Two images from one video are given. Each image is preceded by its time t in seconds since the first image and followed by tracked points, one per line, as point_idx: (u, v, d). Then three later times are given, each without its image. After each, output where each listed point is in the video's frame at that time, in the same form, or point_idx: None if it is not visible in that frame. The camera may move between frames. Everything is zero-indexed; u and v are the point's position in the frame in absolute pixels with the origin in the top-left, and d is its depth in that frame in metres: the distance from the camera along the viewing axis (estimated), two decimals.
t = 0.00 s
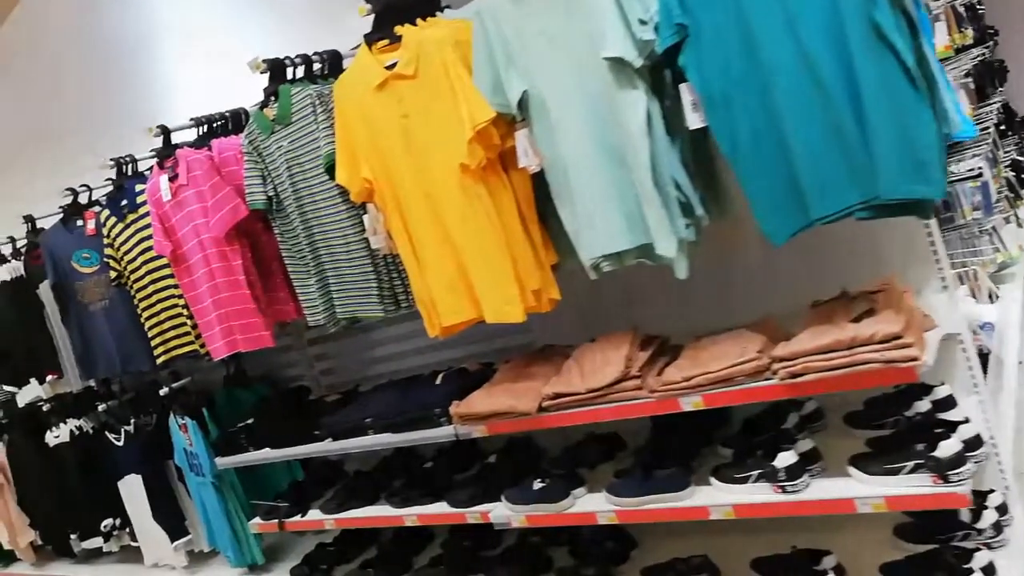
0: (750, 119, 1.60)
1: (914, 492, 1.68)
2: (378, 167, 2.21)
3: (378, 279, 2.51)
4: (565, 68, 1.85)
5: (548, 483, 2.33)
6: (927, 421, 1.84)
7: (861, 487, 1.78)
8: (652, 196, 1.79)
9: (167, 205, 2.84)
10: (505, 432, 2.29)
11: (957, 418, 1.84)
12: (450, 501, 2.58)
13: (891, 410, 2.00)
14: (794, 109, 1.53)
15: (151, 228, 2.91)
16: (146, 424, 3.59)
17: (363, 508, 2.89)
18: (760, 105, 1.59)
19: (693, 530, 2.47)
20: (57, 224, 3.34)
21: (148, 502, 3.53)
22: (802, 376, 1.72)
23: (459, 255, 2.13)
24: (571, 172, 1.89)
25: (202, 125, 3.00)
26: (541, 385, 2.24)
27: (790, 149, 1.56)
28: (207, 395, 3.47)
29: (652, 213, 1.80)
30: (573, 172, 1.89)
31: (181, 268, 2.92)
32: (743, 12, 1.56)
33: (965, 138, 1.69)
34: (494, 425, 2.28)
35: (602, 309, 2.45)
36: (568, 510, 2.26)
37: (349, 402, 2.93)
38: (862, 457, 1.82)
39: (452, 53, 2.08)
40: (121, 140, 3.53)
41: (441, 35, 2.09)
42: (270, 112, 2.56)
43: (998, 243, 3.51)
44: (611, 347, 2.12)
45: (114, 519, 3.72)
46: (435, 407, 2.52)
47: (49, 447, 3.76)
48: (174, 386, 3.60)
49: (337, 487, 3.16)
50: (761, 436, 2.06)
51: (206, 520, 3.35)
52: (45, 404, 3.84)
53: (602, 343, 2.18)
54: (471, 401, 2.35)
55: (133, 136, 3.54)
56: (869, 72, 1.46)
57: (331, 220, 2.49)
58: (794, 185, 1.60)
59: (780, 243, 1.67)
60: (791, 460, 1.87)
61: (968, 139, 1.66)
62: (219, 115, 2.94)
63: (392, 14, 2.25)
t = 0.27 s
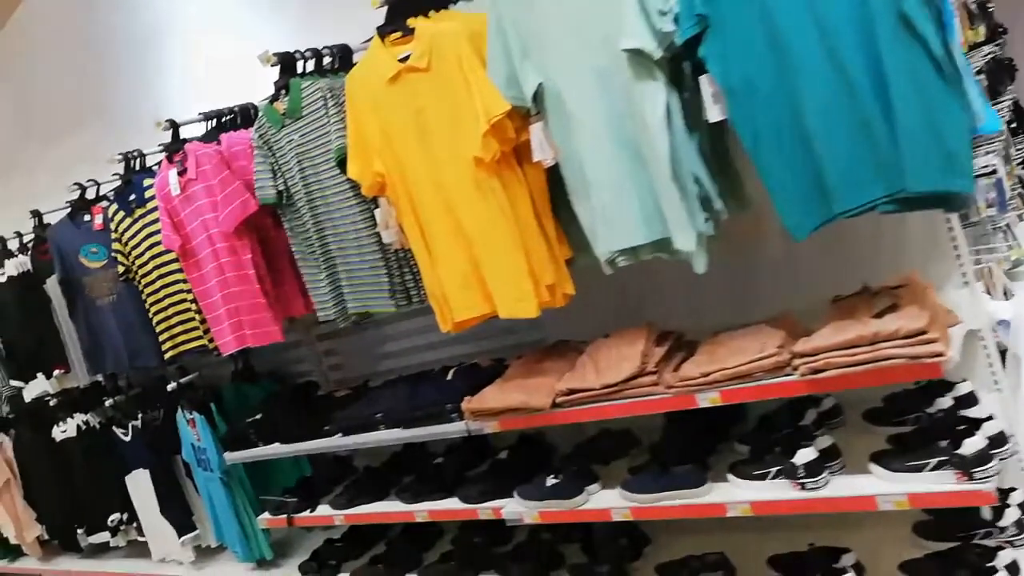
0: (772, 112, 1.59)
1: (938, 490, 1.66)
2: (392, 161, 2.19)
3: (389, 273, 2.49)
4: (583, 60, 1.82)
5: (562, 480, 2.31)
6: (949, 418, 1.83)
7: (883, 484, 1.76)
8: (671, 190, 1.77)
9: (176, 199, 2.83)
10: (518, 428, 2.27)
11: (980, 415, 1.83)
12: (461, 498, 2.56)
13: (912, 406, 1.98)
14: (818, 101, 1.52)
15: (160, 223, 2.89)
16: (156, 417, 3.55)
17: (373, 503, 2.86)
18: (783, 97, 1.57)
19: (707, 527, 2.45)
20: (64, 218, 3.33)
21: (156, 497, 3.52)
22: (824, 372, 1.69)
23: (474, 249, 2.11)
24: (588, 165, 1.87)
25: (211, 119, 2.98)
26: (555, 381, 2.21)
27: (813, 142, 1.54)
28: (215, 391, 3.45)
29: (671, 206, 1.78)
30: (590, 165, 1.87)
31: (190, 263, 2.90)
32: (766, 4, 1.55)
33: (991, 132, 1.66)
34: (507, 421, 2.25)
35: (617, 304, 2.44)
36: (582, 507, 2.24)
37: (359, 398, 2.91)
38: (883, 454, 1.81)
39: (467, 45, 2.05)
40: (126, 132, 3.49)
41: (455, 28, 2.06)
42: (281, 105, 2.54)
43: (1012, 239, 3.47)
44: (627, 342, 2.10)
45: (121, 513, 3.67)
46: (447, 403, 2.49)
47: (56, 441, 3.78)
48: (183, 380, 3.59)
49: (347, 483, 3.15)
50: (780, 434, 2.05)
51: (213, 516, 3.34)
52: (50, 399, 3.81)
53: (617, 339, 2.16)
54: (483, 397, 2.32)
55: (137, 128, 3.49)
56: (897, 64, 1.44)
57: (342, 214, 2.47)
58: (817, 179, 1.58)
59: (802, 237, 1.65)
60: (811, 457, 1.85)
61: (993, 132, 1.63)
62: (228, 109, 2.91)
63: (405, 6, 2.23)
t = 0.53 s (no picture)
0: (781, 105, 1.58)
1: (948, 488, 1.65)
2: (397, 156, 2.18)
3: (392, 269, 2.47)
4: (591, 54, 1.82)
5: (566, 477, 2.29)
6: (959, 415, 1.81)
7: (892, 481, 1.74)
8: (680, 185, 1.76)
9: (179, 195, 2.82)
10: (522, 425, 2.25)
11: (988, 411, 1.84)
12: (464, 495, 2.55)
13: (920, 404, 1.97)
14: (829, 94, 1.52)
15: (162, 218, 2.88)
16: (156, 415, 3.51)
17: (375, 502, 2.84)
18: (793, 91, 1.57)
19: (712, 526, 2.44)
20: (66, 214, 3.32)
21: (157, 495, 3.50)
22: (833, 368, 1.68)
23: (478, 245, 2.10)
24: (595, 160, 1.86)
25: (213, 115, 2.96)
26: (561, 378, 2.20)
27: (824, 135, 1.54)
28: (216, 389, 3.43)
29: (679, 201, 1.77)
30: (597, 160, 1.86)
31: (191, 260, 2.88)
32: None
33: (999, 126, 1.67)
34: (512, 418, 2.24)
35: (623, 301, 2.44)
36: (587, 505, 2.23)
37: (361, 395, 2.89)
38: (892, 451, 1.79)
39: (472, 38, 2.04)
40: (127, 128, 3.47)
41: (461, 22, 2.05)
42: (284, 100, 2.52)
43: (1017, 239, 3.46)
44: (633, 339, 2.08)
45: (122, 512, 3.68)
46: (450, 400, 2.48)
47: (56, 439, 3.77)
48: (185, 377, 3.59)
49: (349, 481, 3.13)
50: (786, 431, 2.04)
51: (214, 514, 3.33)
52: (50, 396, 3.79)
53: (622, 335, 2.14)
54: (487, 394, 2.31)
55: (139, 124, 3.48)
56: (910, 56, 1.45)
57: (345, 210, 2.46)
58: (828, 172, 1.57)
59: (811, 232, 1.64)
60: (819, 454, 1.84)
61: (1003, 125, 1.64)
62: (231, 104, 2.90)
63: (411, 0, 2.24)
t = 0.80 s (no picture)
0: (814, 84, 1.53)
1: (989, 477, 1.60)
2: (409, 145, 2.13)
3: (404, 260, 2.41)
4: (612, 34, 1.75)
5: (588, 472, 2.23)
6: (996, 403, 1.77)
7: (930, 472, 1.69)
8: (707, 169, 1.71)
9: (180, 190, 2.75)
10: (541, 420, 2.20)
11: None
12: (482, 493, 2.49)
13: (953, 392, 1.91)
14: (866, 71, 1.46)
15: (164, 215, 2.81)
16: (159, 417, 3.46)
17: (389, 501, 2.79)
18: (827, 69, 1.51)
19: (736, 520, 2.39)
20: (63, 212, 3.24)
21: (162, 498, 3.44)
22: (869, 356, 1.63)
23: (495, 235, 2.04)
24: (617, 145, 1.80)
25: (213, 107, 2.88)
26: (581, 371, 2.14)
27: (861, 114, 1.49)
28: (221, 388, 3.37)
29: (707, 186, 1.71)
30: (618, 145, 1.80)
31: (195, 257, 2.82)
32: None
33: None
34: (531, 413, 2.18)
35: (643, 291, 2.39)
36: (610, 501, 2.18)
37: (372, 392, 2.84)
38: (928, 440, 1.74)
39: (486, 21, 1.97)
40: (125, 121, 3.40)
41: (474, 4, 1.99)
42: (289, 90, 2.44)
43: None
44: (657, 330, 2.03)
45: (127, 516, 3.65)
46: (467, 395, 2.42)
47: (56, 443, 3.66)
48: (189, 377, 3.53)
49: (360, 481, 3.07)
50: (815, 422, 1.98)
51: (222, 515, 3.26)
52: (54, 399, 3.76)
53: (643, 326, 2.09)
54: (505, 388, 2.25)
55: (136, 118, 3.40)
56: (953, 29, 1.39)
57: (355, 202, 2.40)
58: (865, 152, 1.52)
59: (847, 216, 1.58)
60: (852, 445, 1.79)
61: None
62: (232, 95, 2.83)
63: None
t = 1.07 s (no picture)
0: (838, 74, 1.50)
1: (1016, 471, 1.57)
2: (422, 142, 2.10)
3: (416, 256, 2.40)
4: (629, 26, 1.73)
5: (606, 470, 2.22)
6: None
7: (955, 466, 1.68)
8: (728, 162, 1.68)
9: (189, 190, 2.73)
10: (558, 418, 2.18)
11: None
12: (497, 492, 2.47)
13: (977, 386, 1.89)
14: (893, 60, 1.45)
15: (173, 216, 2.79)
16: (169, 418, 3.46)
17: (403, 500, 2.77)
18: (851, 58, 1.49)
19: (755, 518, 2.37)
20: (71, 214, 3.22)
21: (173, 500, 3.42)
22: (895, 350, 1.61)
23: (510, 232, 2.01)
24: (634, 139, 1.78)
25: (221, 106, 2.86)
26: (599, 368, 2.13)
27: (887, 104, 1.47)
28: (231, 389, 3.35)
29: (727, 180, 1.69)
30: (636, 139, 1.77)
31: (205, 257, 2.80)
32: None
33: None
34: (547, 411, 2.16)
35: (662, 286, 2.39)
36: (628, 499, 2.16)
37: (385, 391, 2.82)
38: (954, 434, 1.73)
39: (500, 15, 1.95)
40: (134, 123, 3.39)
41: None
42: (299, 88, 2.43)
43: None
44: (676, 326, 2.00)
45: (139, 517, 3.65)
46: (481, 394, 2.40)
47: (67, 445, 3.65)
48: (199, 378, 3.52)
49: (373, 481, 3.05)
50: (835, 417, 1.96)
51: (234, 517, 3.23)
52: (61, 403, 3.72)
53: (660, 322, 2.07)
54: (521, 386, 2.23)
55: (144, 119, 3.39)
56: (982, 15, 1.38)
57: (366, 201, 2.37)
58: (891, 144, 1.50)
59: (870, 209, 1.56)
60: (876, 440, 1.77)
61: None
62: (241, 96, 2.80)
63: None
